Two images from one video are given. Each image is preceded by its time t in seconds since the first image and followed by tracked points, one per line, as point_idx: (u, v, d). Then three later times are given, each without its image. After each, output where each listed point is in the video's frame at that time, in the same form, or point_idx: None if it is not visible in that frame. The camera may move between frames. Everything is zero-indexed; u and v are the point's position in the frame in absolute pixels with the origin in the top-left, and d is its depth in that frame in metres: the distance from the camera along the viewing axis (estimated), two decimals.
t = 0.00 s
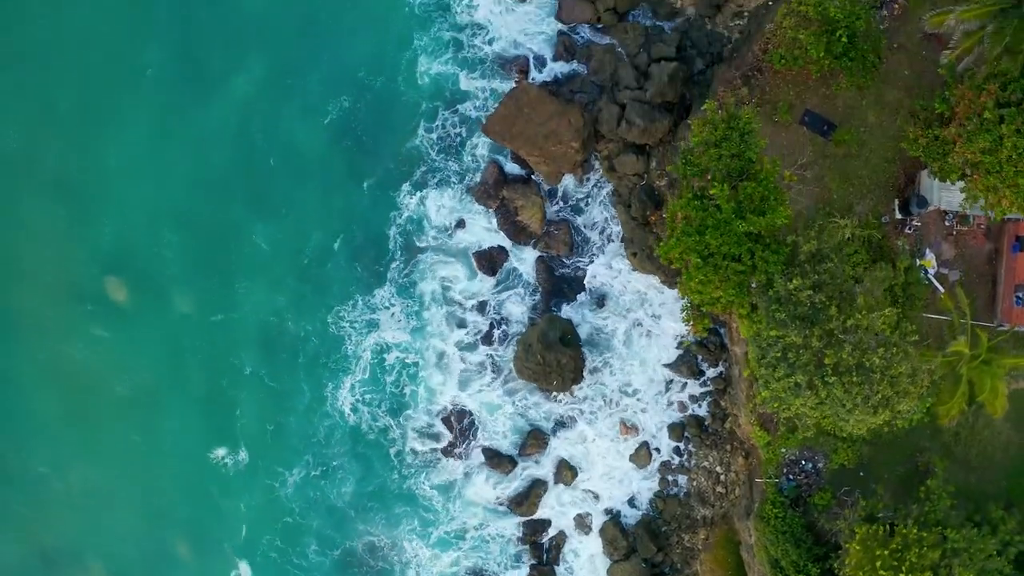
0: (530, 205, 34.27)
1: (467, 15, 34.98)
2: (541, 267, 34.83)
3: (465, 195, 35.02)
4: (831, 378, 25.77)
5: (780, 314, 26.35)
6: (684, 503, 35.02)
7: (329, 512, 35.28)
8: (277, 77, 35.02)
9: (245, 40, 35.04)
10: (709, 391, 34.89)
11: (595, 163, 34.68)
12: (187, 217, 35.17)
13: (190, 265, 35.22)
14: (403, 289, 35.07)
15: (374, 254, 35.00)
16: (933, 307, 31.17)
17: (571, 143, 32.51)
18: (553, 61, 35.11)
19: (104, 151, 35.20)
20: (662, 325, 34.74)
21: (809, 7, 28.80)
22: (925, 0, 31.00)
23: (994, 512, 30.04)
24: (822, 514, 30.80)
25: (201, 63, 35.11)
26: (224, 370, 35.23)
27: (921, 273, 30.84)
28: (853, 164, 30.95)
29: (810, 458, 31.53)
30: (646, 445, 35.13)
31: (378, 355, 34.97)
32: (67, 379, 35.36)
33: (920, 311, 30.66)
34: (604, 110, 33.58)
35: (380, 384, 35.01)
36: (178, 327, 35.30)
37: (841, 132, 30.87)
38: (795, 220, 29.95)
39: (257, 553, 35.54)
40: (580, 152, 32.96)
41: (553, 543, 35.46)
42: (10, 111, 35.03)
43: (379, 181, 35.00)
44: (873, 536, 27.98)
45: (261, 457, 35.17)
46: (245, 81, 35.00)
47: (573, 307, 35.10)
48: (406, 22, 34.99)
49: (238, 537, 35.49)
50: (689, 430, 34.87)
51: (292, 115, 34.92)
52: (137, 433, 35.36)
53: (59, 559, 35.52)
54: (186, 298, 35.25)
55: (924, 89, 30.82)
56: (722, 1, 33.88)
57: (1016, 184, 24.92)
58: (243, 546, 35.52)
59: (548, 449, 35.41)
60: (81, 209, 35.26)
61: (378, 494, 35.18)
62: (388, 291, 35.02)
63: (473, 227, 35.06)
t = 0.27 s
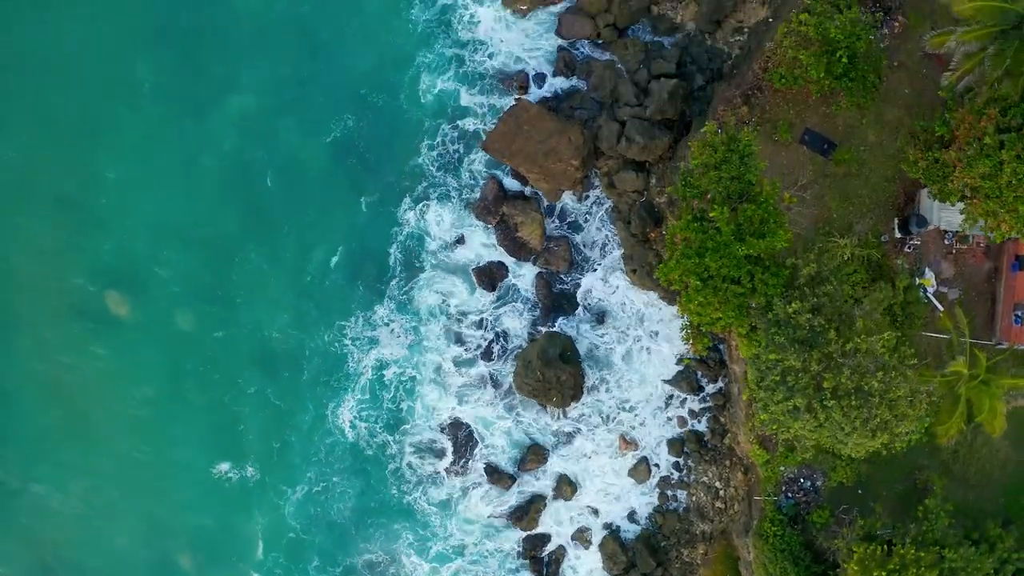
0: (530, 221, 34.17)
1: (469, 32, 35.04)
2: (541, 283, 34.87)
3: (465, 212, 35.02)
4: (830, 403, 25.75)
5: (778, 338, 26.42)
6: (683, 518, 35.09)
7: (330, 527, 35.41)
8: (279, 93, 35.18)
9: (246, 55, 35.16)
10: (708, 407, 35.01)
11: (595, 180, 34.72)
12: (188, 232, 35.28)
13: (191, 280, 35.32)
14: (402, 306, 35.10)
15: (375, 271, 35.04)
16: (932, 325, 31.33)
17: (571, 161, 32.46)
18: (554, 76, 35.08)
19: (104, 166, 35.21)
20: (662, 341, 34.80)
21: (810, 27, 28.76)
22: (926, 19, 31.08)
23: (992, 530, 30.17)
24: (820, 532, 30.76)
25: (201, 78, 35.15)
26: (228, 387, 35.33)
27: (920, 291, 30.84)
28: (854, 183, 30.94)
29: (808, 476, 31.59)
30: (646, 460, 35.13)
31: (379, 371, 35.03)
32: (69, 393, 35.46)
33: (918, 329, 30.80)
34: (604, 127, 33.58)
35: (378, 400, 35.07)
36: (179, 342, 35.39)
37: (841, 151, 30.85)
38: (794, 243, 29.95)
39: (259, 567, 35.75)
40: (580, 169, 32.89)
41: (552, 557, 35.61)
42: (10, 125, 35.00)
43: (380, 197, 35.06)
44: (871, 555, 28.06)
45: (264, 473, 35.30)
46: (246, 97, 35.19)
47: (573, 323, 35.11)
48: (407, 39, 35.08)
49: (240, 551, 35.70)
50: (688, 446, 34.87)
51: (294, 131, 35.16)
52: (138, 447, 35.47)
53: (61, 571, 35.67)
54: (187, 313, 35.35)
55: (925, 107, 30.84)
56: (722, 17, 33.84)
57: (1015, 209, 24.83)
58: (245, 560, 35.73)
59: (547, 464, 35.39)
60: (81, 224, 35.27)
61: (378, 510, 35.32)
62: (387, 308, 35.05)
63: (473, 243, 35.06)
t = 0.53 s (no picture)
0: (530, 237, 34.22)
1: (471, 49, 35.30)
2: (540, 298, 34.90)
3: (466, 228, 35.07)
4: (829, 426, 25.59)
5: (777, 360, 26.52)
6: (683, 533, 35.13)
7: (332, 543, 35.58)
8: (280, 109, 35.41)
9: (247, 71, 35.40)
10: (708, 422, 34.99)
11: (595, 196, 34.77)
12: (191, 247, 35.45)
13: (192, 295, 35.44)
14: (400, 321, 35.15)
15: (376, 287, 35.17)
16: (931, 343, 31.42)
17: (571, 178, 32.43)
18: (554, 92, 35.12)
19: (105, 181, 35.33)
20: (662, 356, 34.85)
21: (809, 47, 29.26)
22: (925, 37, 31.18)
23: (989, 547, 30.29)
24: (818, 549, 30.99)
25: (203, 94, 35.40)
26: (231, 403, 35.41)
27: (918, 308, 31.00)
28: (853, 201, 30.92)
29: (807, 493, 31.81)
30: (645, 475, 35.17)
31: (380, 387, 35.13)
32: (69, 408, 35.53)
33: (917, 347, 30.90)
34: (604, 143, 33.61)
35: (377, 414, 35.15)
36: (180, 356, 35.50)
37: (840, 170, 30.87)
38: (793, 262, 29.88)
39: None
40: (580, 186, 32.81)
41: (552, 571, 35.76)
42: (9, 140, 35.02)
43: (381, 212, 35.18)
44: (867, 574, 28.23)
45: (268, 489, 35.45)
46: (246, 111, 35.40)
47: (572, 339, 35.17)
48: (407, 55, 35.30)
49: (241, 566, 35.84)
50: (687, 461, 34.82)
51: (295, 146, 35.37)
52: (139, 461, 35.61)
53: None
54: (188, 328, 35.43)
55: (924, 126, 30.94)
56: (722, 33, 34.14)
57: (1015, 234, 24.81)
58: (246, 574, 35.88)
59: (546, 478, 35.49)
60: (81, 239, 35.32)
61: (379, 525, 35.46)
62: (388, 323, 35.14)
63: (473, 259, 35.10)
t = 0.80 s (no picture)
0: (529, 253, 34.23)
1: (474, 65, 35.25)
2: (537, 314, 34.95)
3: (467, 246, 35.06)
4: (827, 448, 25.63)
5: (776, 384, 26.60)
6: (681, 546, 35.32)
7: (337, 559, 35.96)
8: (279, 124, 35.44)
9: (246, 87, 35.38)
10: (707, 436, 35.06)
11: (595, 212, 34.74)
12: (190, 262, 35.53)
13: (193, 310, 35.55)
14: (401, 337, 35.26)
15: (376, 303, 35.32)
16: (929, 361, 31.49)
17: (571, 195, 32.43)
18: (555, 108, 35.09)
19: (105, 195, 35.37)
20: (661, 372, 34.92)
21: (809, 68, 29.14)
22: (926, 54, 31.13)
23: (987, 564, 30.39)
24: (816, 566, 31.22)
25: (201, 110, 35.36)
26: (233, 418, 35.71)
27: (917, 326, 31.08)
28: (852, 220, 30.92)
29: (806, 510, 31.81)
30: (644, 489, 35.25)
31: (382, 403, 35.27)
32: (69, 423, 35.63)
33: (915, 364, 31.02)
34: (603, 160, 33.56)
35: (377, 430, 35.29)
36: (180, 371, 35.64)
37: (840, 190, 30.86)
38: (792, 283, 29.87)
39: None
40: (580, 204, 32.85)
41: None
42: (8, 155, 35.02)
43: (381, 227, 35.24)
44: None
45: (270, 503, 35.78)
46: (246, 127, 35.39)
47: (572, 355, 35.29)
48: (407, 71, 35.29)
49: None
50: (687, 475, 34.87)
51: (295, 161, 35.48)
52: (140, 475, 35.78)
53: None
54: (189, 342, 35.58)
55: (924, 144, 30.97)
56: (722, 49, 34.33)
57: (1014, 258, 24.74)
58: None
59: (545, 493, 35.54)
60: (80, 255, 35.36)
61: (379, 540, 35.72)
62: (388, 339, 35.25)
63: (472, 276, 35.17)
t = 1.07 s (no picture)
0: (528, 268, 34.25)
1: (477, 81, 35.28)
2: (536, 329, 35.04)
3: (470, 264, 35.14)
4: (825, 470, 25.65)
5: (775, 406, 26.67)
6: (681, 560, 35.44)
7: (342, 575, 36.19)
8: (280, 140, 35.63)
9: (247, 103, 35.55)
10: (706, 451, 34.99)
11: (595, 228, 34.70)
12: (191, 277, 35.62)
13: (193, 325, 35.71)
14: (403, 355, 35.35)
15: (378, 320, 35.41)
16: (928, 378, 31.57)
17: (570, 212, 32.52)
18: (556, 123, 35.12)
19: (104, 212, 35.39)
20: (660, 386, 34.99)
21: (809, 87, 29.20)
22: (925, 71, 31.09)
23: None
24: None
25: (201, 126, 35.48)
26: (237, 434, 35.89)
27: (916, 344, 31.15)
28: (851, 238, 30.94)
29: (804, 527, 31.93)
30: (643, 503, 35.31)
31: (383, 419, 35.38)
32: (69, 437, 35.71)
33: (913, 382, 31.13)
34: (603, 176, 33.73)
35: (378, 446, 35.44)
36: (180, 385, 35.79)
37: (839, 208, 30.86)
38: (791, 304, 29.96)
39: None
40: (580, 221, 32.93)
41: None
42: (7, 172, 35.04)
43: (382, 242, 35.41)
44: None
45: (274, 519, 35.94)
46: (246, 142, 35.56)
47: (572, 370, 35.33)
48: (408, 86, 35.37)
49: None
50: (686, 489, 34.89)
51: (295, 177, 35.61)
52: (140, 489, 35.95)
53: None
54: (189, 356, 35.70)
55: (924, 162, 30.91)
56: (721, 64, 34.40)
57: (1012, 281, 24.82)
58: None
59: (545, 507, 35.66)
60: (80, 270, 35.41)
61: (381, 556, 35.94)
62: (388, 354, 35.38)
63: (473, 292, 35.23)
